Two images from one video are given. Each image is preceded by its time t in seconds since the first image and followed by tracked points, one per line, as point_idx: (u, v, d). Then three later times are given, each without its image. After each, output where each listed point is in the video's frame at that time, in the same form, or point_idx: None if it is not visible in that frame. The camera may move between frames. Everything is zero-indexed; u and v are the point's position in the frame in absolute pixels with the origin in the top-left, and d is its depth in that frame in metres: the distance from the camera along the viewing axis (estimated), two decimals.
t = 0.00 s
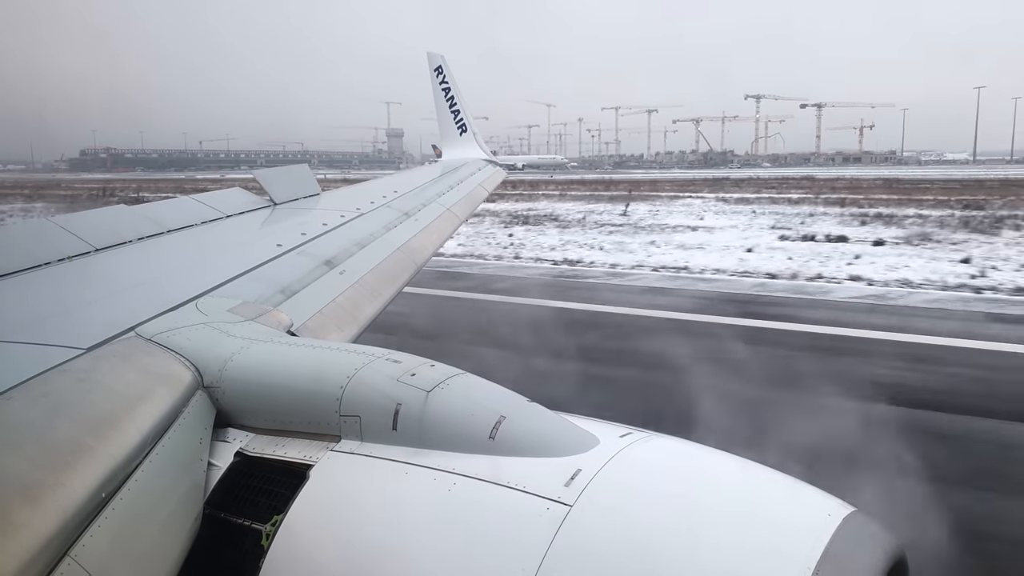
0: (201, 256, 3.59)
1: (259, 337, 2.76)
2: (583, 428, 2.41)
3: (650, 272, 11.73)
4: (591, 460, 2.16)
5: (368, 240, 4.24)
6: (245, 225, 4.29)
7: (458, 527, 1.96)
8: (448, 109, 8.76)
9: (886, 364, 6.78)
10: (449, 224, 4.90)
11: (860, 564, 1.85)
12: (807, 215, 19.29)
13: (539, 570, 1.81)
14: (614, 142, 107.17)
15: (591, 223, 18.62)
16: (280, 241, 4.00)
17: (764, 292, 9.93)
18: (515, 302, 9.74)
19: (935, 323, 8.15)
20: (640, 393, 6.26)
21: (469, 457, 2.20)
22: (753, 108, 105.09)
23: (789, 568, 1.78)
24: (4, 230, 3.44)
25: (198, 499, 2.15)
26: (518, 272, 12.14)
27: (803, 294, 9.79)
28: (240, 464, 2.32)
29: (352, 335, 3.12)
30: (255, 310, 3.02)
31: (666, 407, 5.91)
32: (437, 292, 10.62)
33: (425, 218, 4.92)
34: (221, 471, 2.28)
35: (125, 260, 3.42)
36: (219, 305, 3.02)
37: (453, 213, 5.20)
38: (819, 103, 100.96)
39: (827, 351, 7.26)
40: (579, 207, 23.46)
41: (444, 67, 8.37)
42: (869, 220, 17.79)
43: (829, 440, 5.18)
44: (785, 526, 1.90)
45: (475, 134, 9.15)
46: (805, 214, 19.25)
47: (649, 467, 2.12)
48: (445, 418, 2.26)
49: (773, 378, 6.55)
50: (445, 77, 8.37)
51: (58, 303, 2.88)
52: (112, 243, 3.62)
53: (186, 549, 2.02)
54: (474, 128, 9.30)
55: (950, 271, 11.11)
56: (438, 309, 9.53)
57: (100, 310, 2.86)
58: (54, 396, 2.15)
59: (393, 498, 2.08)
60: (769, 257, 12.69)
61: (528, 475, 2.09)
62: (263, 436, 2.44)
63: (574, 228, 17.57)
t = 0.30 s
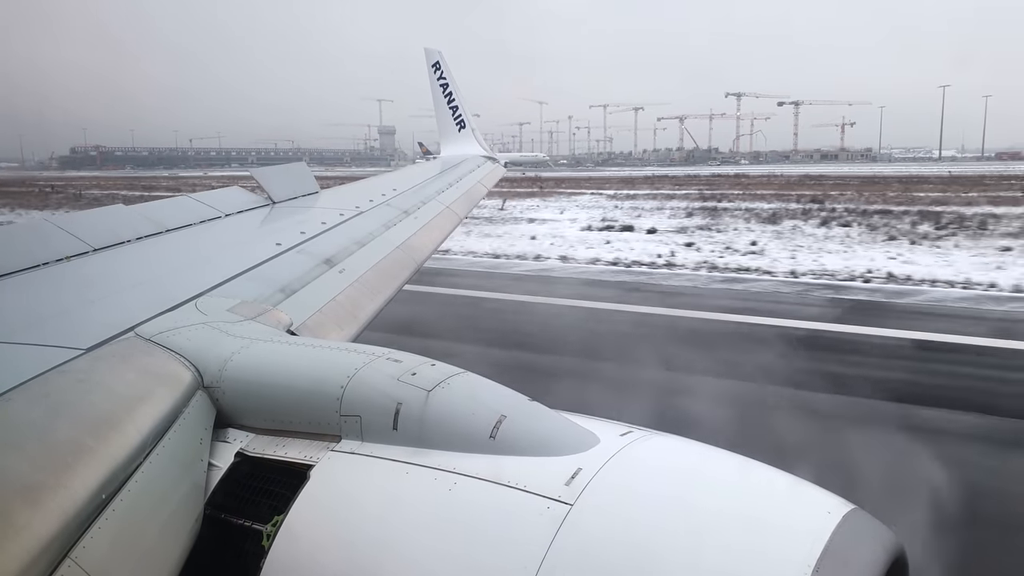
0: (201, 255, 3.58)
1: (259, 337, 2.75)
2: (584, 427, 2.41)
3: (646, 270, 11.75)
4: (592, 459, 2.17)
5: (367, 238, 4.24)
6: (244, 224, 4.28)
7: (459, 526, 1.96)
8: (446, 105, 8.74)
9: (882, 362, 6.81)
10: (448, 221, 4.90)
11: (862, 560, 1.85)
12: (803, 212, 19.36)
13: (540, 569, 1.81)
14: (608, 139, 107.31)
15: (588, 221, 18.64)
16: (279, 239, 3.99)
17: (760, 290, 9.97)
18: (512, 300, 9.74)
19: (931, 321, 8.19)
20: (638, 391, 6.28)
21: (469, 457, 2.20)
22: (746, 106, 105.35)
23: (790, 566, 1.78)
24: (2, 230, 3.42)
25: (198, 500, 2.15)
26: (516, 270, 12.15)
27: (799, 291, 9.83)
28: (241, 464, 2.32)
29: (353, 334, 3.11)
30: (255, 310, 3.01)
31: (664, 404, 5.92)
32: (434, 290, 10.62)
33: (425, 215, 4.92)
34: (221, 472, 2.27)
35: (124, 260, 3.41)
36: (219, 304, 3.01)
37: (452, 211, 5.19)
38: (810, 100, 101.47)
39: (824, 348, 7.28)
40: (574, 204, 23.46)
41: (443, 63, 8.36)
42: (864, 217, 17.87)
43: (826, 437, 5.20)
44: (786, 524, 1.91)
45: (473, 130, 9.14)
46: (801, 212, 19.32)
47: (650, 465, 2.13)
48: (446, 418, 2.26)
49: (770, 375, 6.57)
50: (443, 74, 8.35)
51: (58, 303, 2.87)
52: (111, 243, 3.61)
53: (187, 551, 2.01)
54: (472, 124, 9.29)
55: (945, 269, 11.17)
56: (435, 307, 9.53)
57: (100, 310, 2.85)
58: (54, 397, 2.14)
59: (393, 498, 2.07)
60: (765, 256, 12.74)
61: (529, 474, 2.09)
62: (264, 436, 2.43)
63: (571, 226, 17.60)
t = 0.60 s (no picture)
0: (202, 254, 3.59)
1: (260, 335, 2.75)
2: (584, 423, 2.42)
3: (645, 270, 11.78)
4: (593, 454, 2.18)
5: (367, 237, 4.24)
6: (244, 223, 4.28)
7: (460, 523, 1.97)
8: (446, 105, 8.75)
9: (882, 360, 6.83)
10: (448, 220, 4.90)
11: (863, 555, 1.86)
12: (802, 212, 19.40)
13: (542, 566, 1.82)
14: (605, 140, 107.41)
15: (588, 221, 18.67)
16: (279, 238, 4.00)
17: (759, 289, 9.99)
18: (512, 300, 9.75)
19: (930, 319, 8.21)
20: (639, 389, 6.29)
21: (470, 453, 2.20)
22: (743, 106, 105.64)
23: (792, 562, 1.79)
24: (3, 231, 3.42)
25: (200, 499, 2.15)
26: (516, 270, 12.16)
27: (798, 291, 9.85)
28: (242, 462, 2.32)
29: (353, 332, 3.12)
30: (256, 309, 3.01)
31: (664, 402, 5.93)
32: (434, 290, 10.63)
33: (425, 214, 4.92)
34: (223, 470, 2.28)
35: (125, 260, 3.41)
36: (220, 304, 3.01)
37: (453, 210, 5.21)
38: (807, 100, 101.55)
39: (824, 347, 7.30)
40: (572, 205, 23.50)
41: (443, 62, 8.37)
42: (863, 217, 17.91)
43: (826, 435, 5.21)
44: (787, 518, 1.92)
45: (473, 129, 9.16)
46: (800, 212, 19.36)
47: (651, 461, 2.13)
48: (447, 414, 2.27)
49: (770, 373, 6.58)
50: (443, 73, 8.36)
51: (59, 303, 2.88)
52: (112, 243, 3.61)
53: (188, 550, 2.01)
54: (473, 123, 9.31)
55: (943, 268, 11.20)
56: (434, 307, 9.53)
57: (101, 309, 2.85)
58: (56, 397, 2.15)
59: (395, 495, 2.08)
60: (765, 255, 12.76)
61: (530, 471, 2.10)
62: (265, 434, 2.44)
63: (570, 227, 17.64)
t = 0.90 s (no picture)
0: (203, 254, 3.59)
1: (262, 336, 2.75)
2: (587, 424, 2.42)
3: (645, 270, 11.79)
4: (596, 455, 2.18)
5: (369, 236, 4.24)
6: (246, 222, 4.28)
7: (463, 524, 1.97)
8: (447, 101, 8.75)
9: (881, 359, 6.84)
10: (450, 219, 4.90)
11: (865, 555, 1.87)
12: (801, 212, 19.44)
13: (545, 567, 1.82)
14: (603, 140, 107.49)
15: (588, 221, 18.70)
16: (280, 237, 3.99)
17: (759, 289, 10.00)
18: (512, 300, 9.76)
19: (930, 318, 8.21)
20: (640, 389, 6.30)
21: (473, 454, 2.20)
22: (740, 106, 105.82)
23: (795, 563, 1.79)
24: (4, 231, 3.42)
25: (203, 500, 2.15)
26: (517, 270, 12.17)
27: (797, 290, 9.86)
28: (246, 463, 2.32)
29: (355, 333, 3.12)
30: (258, 309, 3.01)
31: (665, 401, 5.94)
32: (433, 290, 10.63)
33: (427, 213, 4.92)
34: (226, 471, 2.28)
35: (126, 259, 3.41)
36: (222, 304, 3.01)
37: (454, 208, 5.20)
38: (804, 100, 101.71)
39: (824, 345, 7.31)
40: (570, 205, 23.51)
41: (444, 58, 8.37)
42: (863, 216, 17.94)
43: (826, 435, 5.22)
44: (790, 520, 1.92)
45: (475, 125, 9.16)
46: (799, 212, 19.39)
47: (654, 462, 2.14)
48: (450, 415, 2.27)
49: (770, 373, 6.59)
50: (444, 68, 8.36)
51: (61, 304, 2.87)
52: (114, 243, 3.61)
53: (192, 551, 2.01)
54: (474, 119, 9.31)
55: (942, 267, 11.22)
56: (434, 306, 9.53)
57: (102, 309, 2.85)
58: (60, 397, 2.15)
59: (397, 496, 2.08)
60: (765, 255, 12.78)
61: (533, 471, 2.10)
62: (268, 435, 2.44)
63: (571, 227, 17.67)
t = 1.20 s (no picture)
0: (209, 255, 3.60)
1: (267, 335, 2.76)
2: (590, 424, 2.43)
3: (649, 269, 11.79)
4: (599, 456, 2.18)
5: (374, 237, 4.25)
6: (252, 224, 4.30)
7: (466, 524, 1.97)
8: (452, 105, 8.77)
9: (887, 360, 6.82)
10: (454, 220, 4.91)
11: (872, 556, 1.87)
12: (805, 212, 19.44)
13: (548, 567, 1.82)
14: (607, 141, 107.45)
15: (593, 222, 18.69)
16: (286, 239, 4.01)
17: (764, 289, 9.99)
18: (516, 300, 9.75)
19: (936, 318, 8.19)
20: (644, 388, 6.29)
21: (476, 454, 2.21)
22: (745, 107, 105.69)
23: (797, 564, 1.79)
24: (13, 231, 3.44)
25: (208, 499, 2.16)
26: (521, 271, 12.16)
27: (802, 290, 9.85)
28: (251, 462, 2.33)
29: (359, 333, 3.12)
30: (263, 309, 3.02)
31: (669, 401, 5.93)
32: (438, 290, 10.64)
33: (431, 215, 4.93)
34: (230, 470, 2.28)
35: (132, 260, 3.43)
36: (227, 304, 3.03)
37: (459, 210, 5.22)
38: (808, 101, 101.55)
39: (830, 345, 7.29)
40: (574, 205, 23.51)
41: (449, 64, 8.38)
42: (868, 216, 17.90)
43: (832, 435, 5.21)
44: (794, 519, 1.92)
45: (479, 129, 9.17)
46: (804, 212, 19.34)
47: (658, 462, 2.14)
48: (453, 414, 2.27)
49: (776, 372, 6.58)
50: (448, 73, 8.38)
51: (68, 304, 2.89)
52: (121, 243, 3.63)
53: (195, 549, 2.02)
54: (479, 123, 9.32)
55: (948, 267, 11.20)
56: (439, 306, 9.54)
57: (107, 309, 2.87)
58: (66, 396, 2.16)
59: (402, 494, 2.09)
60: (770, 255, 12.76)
61: (536, 471, 2.11)
62: (272, 434, 2.45)
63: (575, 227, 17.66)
